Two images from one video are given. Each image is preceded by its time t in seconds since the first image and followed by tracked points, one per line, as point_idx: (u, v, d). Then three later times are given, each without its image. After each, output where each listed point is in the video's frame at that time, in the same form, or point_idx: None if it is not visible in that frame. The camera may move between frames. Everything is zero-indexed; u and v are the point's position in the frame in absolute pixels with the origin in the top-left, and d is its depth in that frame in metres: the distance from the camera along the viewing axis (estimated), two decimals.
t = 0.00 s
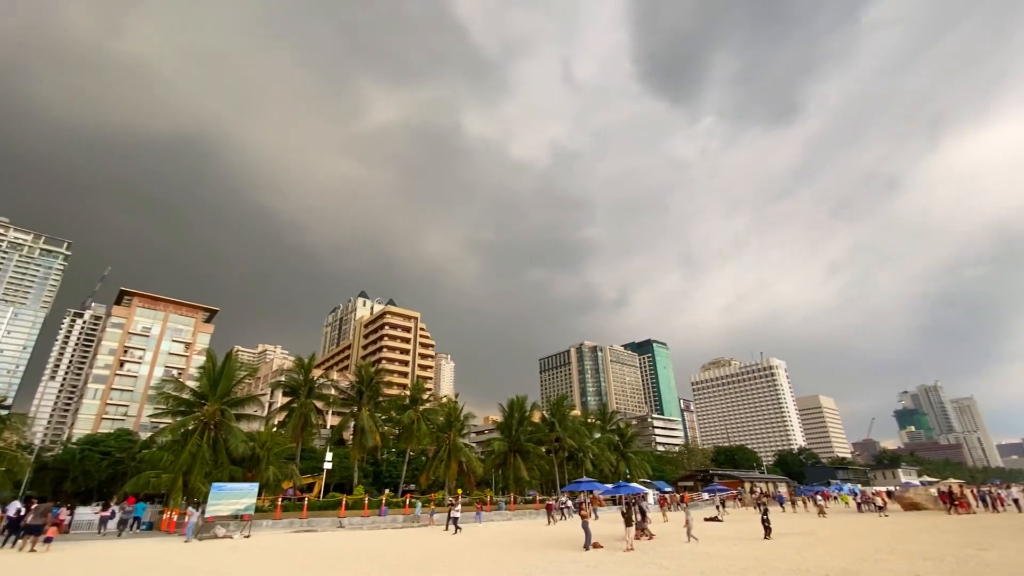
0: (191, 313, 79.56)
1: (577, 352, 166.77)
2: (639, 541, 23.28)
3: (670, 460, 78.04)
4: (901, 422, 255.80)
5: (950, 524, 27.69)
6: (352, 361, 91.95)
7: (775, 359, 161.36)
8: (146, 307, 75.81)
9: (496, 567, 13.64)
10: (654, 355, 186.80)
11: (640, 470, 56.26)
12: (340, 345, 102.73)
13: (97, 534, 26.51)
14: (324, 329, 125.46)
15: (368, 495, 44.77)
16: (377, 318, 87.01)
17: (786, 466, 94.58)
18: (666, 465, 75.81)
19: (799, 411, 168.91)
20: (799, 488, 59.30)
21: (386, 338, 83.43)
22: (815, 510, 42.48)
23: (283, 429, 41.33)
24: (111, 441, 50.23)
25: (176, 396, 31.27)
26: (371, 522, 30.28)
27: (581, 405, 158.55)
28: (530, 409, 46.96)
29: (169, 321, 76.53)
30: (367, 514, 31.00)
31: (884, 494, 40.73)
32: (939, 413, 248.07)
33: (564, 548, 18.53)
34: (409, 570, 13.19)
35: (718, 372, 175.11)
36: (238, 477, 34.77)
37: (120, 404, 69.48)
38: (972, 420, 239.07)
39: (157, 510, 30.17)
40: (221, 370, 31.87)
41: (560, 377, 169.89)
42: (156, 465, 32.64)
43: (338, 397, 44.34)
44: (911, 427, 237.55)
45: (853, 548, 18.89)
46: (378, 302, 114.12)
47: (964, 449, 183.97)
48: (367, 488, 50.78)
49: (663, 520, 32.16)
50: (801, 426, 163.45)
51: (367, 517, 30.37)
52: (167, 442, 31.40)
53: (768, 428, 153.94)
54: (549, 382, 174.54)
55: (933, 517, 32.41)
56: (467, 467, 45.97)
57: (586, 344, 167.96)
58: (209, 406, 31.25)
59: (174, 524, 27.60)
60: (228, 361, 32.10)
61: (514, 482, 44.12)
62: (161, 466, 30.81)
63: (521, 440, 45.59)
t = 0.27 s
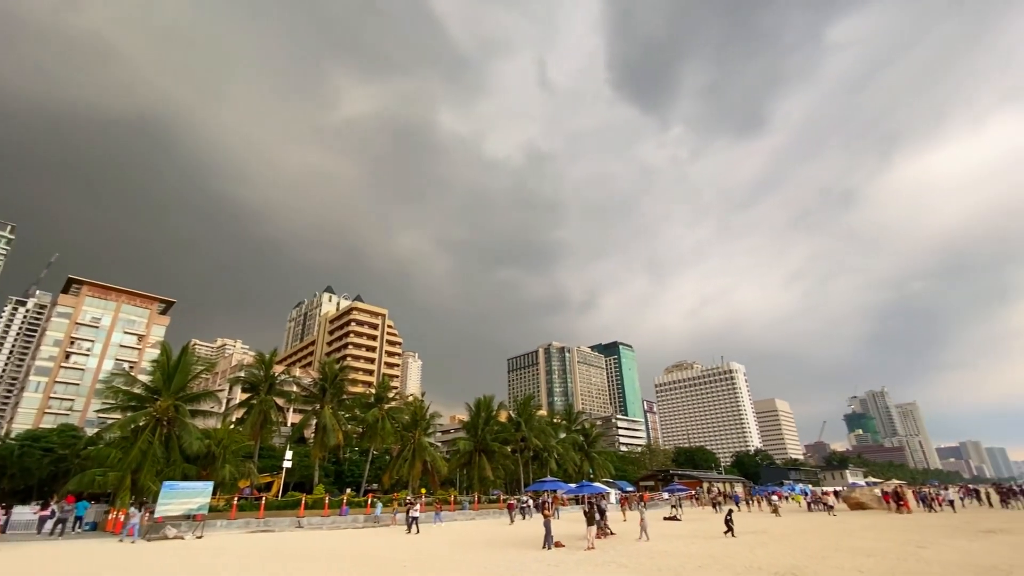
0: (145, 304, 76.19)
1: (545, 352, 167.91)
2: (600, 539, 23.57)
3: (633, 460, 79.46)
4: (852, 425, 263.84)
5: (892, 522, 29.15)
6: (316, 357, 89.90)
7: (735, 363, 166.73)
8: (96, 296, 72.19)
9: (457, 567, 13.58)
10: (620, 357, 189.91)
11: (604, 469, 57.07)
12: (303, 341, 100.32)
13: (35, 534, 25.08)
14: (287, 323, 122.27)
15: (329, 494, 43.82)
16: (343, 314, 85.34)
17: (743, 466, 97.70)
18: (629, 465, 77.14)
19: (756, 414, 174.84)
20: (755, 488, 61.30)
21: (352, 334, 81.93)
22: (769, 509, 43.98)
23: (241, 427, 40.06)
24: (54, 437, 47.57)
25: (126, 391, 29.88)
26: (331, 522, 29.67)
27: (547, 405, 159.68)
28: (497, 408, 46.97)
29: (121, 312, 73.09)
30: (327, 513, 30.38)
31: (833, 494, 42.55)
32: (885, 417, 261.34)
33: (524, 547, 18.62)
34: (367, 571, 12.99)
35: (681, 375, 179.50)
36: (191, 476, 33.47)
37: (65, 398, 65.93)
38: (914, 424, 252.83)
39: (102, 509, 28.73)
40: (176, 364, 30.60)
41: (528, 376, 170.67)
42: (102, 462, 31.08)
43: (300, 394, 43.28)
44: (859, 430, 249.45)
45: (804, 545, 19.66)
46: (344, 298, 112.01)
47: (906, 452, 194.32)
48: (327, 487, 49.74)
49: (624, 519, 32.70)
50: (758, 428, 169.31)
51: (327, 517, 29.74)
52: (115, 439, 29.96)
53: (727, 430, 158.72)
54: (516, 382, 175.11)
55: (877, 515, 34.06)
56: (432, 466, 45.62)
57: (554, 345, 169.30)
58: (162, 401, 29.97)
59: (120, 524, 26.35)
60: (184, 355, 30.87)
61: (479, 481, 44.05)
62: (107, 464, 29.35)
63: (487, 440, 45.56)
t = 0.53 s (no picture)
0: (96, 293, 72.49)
1: (514, 352, 168.40)
2: (561, 538, 23.77)
3: (596, 460, 80.55)
4: (803, 427, 273.14)
5: (840, 521, 30.49)
6: (278, 352, 87.51)
7: (697, 365, 171.31)
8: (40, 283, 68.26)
9: (418, 567, 13.44)
10: (587, 358, 192.24)
11: (568, 469, 57.64)
12: (265, 335, 97.51)
13: None
14: (249, 317, 118.58)
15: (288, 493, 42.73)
16: (308, 308, 83.38)
17: (702, 467, 100.45)
18: (592, 464, 78.18)
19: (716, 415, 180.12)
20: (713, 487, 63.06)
21: (316, 329, 80.13)
22: (725, 508, 45.31)
23: (196, 423, 38.66)
24: None
25: (72, 384, 28.40)
26: (289, 522, 28.97)
27: (514, 404, 160.16)
28: (463, 407, 46.79)
29: (69, 300, 69.34)
30: (285, 513, 29.67)
31: (786, 494, 44.20)
32: (835, 420, 273.42)
33: (486, 546, 18.61)
34: (324, 571, 12.70)
35: (645, 376, 183.13)
36: (141, 473, 32.05)
37: (4, 391, 62.07)
38: (862, 427, 265.48)
39: (42, 508, 27.20)
40: (127, 357, 29.25)
41: (495, 376, 170.74)
42: (44, 459, 29.44)
43: (260, 390, 42.07)
44: (812, 432, 260.24)
45: (757, 543, 20.38)
46: (310, 292, 109.46)
47: (854, 453, 203.99)
48: (286, 486, 48.51)
49: (586, 518, 33.09)
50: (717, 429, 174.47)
51: (285, 516, 29.03)
52: (59, 434, 28.44)
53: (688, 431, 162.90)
54: (484, 381, 174.96)
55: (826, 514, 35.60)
56: (396, 465, 45.09)
57: (523, 344, 169.95)
58: (111, 395, 28.59)
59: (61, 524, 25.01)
60: (136, 347, 29.56)
61: (443, 480, 43.78)
62: (49, 460, 27.81)
63: (452, 439, 45.34)
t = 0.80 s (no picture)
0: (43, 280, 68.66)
1: (482, 351, 168.14)
2: (524, 536, 23.88)
3: (561, 458, 81.31)
4: (760, 428, 282.78)
5: (792, 519, 31.74)
6: (238, 346, 84.80)
7: (662, 367, 175.11)
8: None
9: (379, 566, 13.23)
10: (555, 358, 193.80)
11: (533, 467, 57.97)
12: (225, 328, 94.33)
13: None
14: (208, 308, 114.52)
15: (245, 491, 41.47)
16: (272, 301, 81.13)
17: (663, 466, 102.78)
18: (557, 463, 78.86)
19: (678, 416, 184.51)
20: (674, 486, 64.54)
21: (280, 323, 78.01)
22: (684, 507, 46.44)
23: (149, 418, 37.07)
24: None
25: (12, 374, 26.79)
26: (245, 521, 28.15)
27: (481, 403, 159.94)
28: (430, 405, 46.38)
29: (12, 286, 65.41)
30: (241, 511, 28.80)
31: (742, 493, 45.66)
32: (790, 422, 284.20)
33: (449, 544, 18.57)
34: (280, 571, 12.36)
35: (611, 377, 185.97)
36: (87, 470, 30.48)
37: None
38: (815, 429, 276.87)
39: None
40: (75, 348, 27.77)
41: (463, 374, 170.06)
42: None
43: (218, 385, 40.66)
44: (768, 434, 269.74)
45: (713, 540, 20.98)
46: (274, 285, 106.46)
47: (806, 454, 212.52)
48: (243, 484, 47.06)
49: (549, 516, 33.35)
50: (679, 429, 178.81)
51: (241, 515, 28.18)
52: None
53: (651, 431, 166.28)
54: (451, 379, 174.00)
55: (779, 512, 36.95)
56: (359, 463, 44.35)
57: (492, 343, 169.85)
58: (55, 388, 27.10)
59: None
60: (85, 337, 28.12)
61: (407, 478, 43.32)
62: None
63: (418, 437, 44.91)
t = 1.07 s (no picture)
0: None
1: (451, 348, 167.22)
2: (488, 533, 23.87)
3: (527, 457, 81.79)
4: (720, 429, 291.07)
5: (747, 516, 32.89)
6: (197, 338, 81.75)
7: (628, 368, 178.21)
8: None
9: (341, 565, 13.04)
10: (523, 356, 194.66)
11: (498, 466, 58.07)
12: (183, 320, 90.81)
13: None
14: (166, 299, 110.18)
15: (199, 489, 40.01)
16: (234, 293, 78.67)
17: (626, 464, 104.63)
18: (523, 462, 79.33)
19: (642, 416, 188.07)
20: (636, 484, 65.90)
21: (242, 316, 75.67)
22: (646, 504, 47.39)
23: (97, 412, 35.32)
24: None
25: None
26: (200, 519, 27.19)
27: (449, 401, 159.11)
28: (396, 402, 45.79)
29: None
30: (195, 510, 27.78)
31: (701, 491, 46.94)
32: (748, 423, 293.93)
33: (411, 542, 18.53)
34: (236, 571, 12.04)
35: (579, 376, 188.10)
36: (27, 467, 28.71)
37: None
38: (771, 430, 287.07)
39: None
40: (17, 336, 26.16)
41: (431, 371, 168.70)
42: None
43: (173, 378, 39.08)
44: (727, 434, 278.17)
45: (672, 538, 21.43)
46: (236, 276, 103.06)
47: (763, 454, 220.06)
48: (198, 481, 45.42)
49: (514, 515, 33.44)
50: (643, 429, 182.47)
51: (195, 514, 27.20)
52: None
53: (616, 430, 168.96)
54: (418, 377, 172.39)
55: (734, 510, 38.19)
56: (320, 460, 43.42)
57: (461, 341, 169.03)
58: None
59: None
60: (29, 326, 26.52)
61: (370, 476, 42.69)
62: None
63: (382, 435, 44.31)
